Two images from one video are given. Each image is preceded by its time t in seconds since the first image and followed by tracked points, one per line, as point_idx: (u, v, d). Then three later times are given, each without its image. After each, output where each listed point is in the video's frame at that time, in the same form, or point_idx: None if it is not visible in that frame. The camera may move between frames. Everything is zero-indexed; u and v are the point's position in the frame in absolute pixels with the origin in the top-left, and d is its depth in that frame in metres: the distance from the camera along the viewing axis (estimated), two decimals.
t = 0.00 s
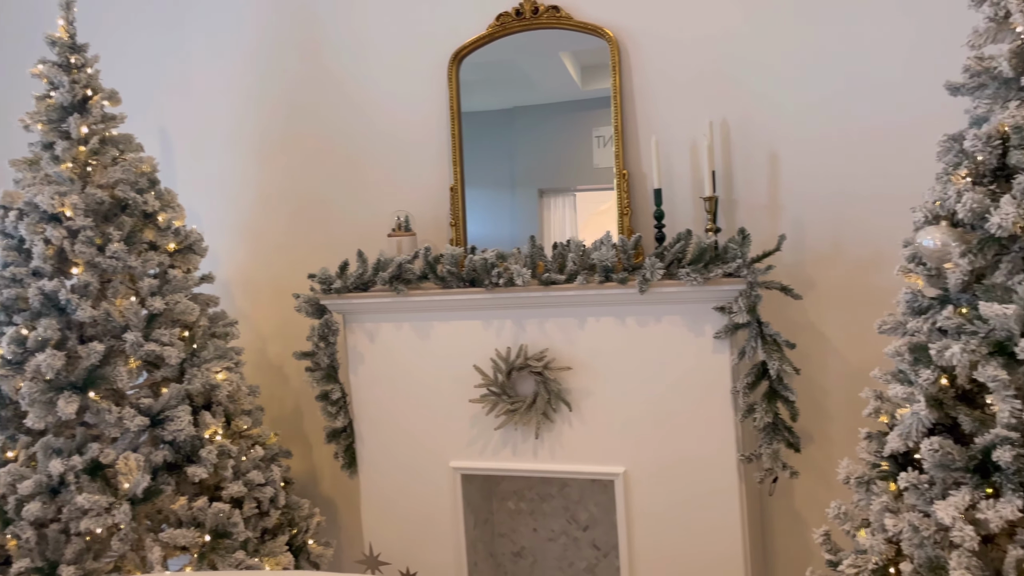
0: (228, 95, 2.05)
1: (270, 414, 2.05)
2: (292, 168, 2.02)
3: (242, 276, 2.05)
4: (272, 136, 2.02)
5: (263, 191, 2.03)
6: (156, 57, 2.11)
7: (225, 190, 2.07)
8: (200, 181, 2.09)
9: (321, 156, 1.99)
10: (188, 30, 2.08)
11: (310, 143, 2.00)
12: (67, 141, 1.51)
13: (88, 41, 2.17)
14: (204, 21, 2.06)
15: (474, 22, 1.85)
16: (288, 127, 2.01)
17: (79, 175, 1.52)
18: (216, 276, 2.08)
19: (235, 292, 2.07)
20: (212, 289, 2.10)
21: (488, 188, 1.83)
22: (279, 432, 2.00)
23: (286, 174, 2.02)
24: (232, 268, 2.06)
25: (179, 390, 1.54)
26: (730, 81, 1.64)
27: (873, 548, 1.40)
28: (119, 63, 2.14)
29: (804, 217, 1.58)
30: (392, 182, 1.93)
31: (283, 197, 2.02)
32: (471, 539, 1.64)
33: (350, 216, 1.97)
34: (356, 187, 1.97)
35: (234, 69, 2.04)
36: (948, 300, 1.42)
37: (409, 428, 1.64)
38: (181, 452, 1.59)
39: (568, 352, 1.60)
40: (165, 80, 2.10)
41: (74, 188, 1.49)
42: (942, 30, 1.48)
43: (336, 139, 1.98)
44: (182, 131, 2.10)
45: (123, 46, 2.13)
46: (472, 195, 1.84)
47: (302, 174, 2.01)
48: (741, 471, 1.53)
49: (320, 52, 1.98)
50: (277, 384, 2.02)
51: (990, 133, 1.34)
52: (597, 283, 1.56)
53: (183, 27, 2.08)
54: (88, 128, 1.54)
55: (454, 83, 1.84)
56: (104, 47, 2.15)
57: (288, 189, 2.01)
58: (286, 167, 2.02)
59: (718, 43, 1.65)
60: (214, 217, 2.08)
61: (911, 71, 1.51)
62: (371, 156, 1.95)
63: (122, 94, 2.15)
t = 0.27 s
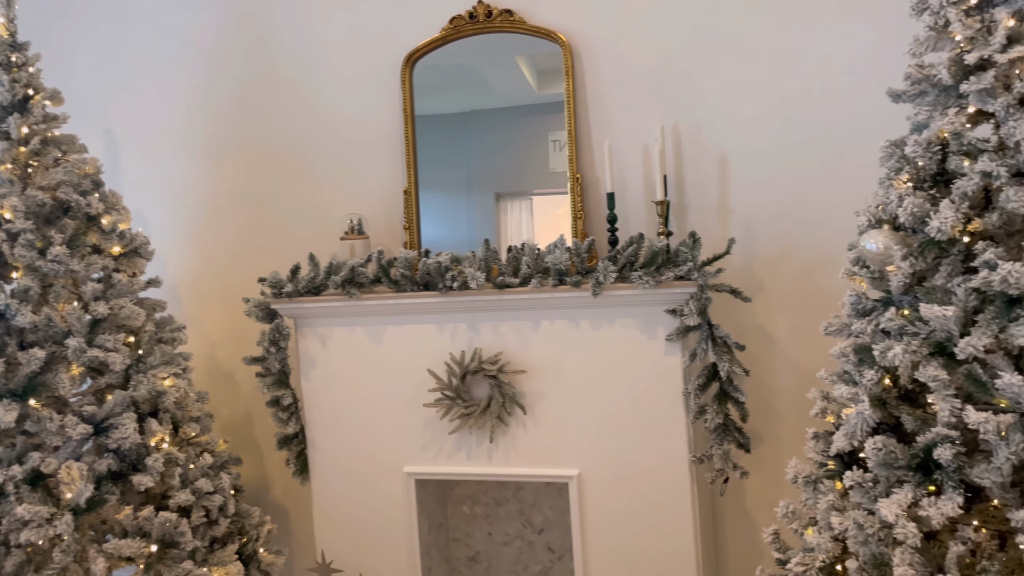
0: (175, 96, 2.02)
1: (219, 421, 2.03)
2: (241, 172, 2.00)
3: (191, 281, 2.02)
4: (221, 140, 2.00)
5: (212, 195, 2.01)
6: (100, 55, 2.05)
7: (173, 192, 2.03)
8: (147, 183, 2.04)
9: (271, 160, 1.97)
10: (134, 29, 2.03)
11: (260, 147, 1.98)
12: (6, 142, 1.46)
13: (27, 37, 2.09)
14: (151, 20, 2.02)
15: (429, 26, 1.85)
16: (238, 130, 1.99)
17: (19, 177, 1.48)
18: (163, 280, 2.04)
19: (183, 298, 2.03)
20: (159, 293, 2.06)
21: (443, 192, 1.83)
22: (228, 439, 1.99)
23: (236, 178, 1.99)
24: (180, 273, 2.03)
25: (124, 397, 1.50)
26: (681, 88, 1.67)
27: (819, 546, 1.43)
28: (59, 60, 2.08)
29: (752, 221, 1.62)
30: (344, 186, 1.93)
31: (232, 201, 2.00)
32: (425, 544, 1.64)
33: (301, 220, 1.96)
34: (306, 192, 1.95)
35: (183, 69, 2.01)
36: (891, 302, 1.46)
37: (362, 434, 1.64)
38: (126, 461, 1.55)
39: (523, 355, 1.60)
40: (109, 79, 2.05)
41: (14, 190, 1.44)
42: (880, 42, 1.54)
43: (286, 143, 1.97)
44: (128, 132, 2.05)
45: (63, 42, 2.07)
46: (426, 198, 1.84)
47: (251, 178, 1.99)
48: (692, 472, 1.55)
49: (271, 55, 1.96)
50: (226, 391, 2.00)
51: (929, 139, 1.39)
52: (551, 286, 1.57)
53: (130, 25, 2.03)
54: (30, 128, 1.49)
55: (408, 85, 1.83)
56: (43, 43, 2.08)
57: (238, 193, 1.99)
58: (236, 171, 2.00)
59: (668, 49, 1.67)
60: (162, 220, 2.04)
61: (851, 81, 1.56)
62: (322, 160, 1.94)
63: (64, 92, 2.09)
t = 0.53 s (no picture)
0: (124, 99, 1.99)
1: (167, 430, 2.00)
2: (194, 177, 1.99)
3: (141, 287, 1.99)
4: (172, 144, 1.99)
5: (162, 199, 1.99)
6: (36, 53, 1.96)
7: (120, 197, 1.99)
8: (91, 187, 1.99)
9: (225, 165, 1.97)
10: (79, 30, 1.98)
11: (214, 152, 1.98)
12: None
13: None
14: (97, 21, 1.98)
15: (385, 32, 1.86)
16: (191, 136, 1.99)
17: None
18: (109, 287, 1.99)
19: (131, 305, 1.99)
20: (105, 301, 2.01)
21: (398, 197, 1.83)
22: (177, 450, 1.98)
23: (187, 182, 1.98)
24: (128, 279, 1.99)
25: (68, 406, 1.46)
26: (633, 96, 1.70)
27: (770, 548, 1.45)
28: None
29: (703, 227, 1.65)
30: (298, 192, 1.93)
31: (185, 206, 1.99)
32: (380, 552, 1.64)
33: (255, 225, 1.96)
34: (259, 197, 1.95)
35: (132, 73, 1.99)
36: (837, 307, 1.49)
37: (314, 441, 1.64)
38: (69, 473, 1.51)
39: (478, 361, 1.60)
40: (49, 79, 1.98)
41: None
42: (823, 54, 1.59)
43: (240, 148, 1.97)
44: (70, 134, 1.99)
45: None
46: (380, 203, 1.83)
47: (205, 183, 1.98)
48: (647, 476, 1.57)
49: (225, 61, 1.97)
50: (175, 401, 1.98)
51: (873, 148, 1.42)
52: (506, 292, 1.58)
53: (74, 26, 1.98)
54: None
55: (361, 89, 1.83)
56: None
57: (191, 198, 1.98)
58: (188, 175, 1.99)
59: (620, 57, 1.70)
60: (108, 225, 1.99)
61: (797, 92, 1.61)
62: (276, 165, 1.94)
63: None
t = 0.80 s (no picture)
0: (68, 105, 1.96)
1: (116, 442, 1.98)
2: (145, 185, 1.98)
3: (86, 297, 1.96)
4: (117, 151, 1.96)
5: (110, 207, 1.96)
6: None
7: (63, 204, 1.95)
8: (31, 193, 1.94)
9: (176, 173, 1.96)
10: (21, 32, 1.94)
11: (164, 159, 1.96)
12: None
13: None
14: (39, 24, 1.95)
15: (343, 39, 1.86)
16: (140, 143, 1.96)
17: None
18: (54, 297, 1.96)
19: (76, 315, 1.96)
20: (50, 312, 1.98)
21: (356, 206, 1.82)
22: (124, 463, 1.96)
23: (134, 190, 1.96)
24: (73, 289, 1.96)
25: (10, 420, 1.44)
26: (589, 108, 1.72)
27: (722, 554, 1.46)
28: None
29: (659, 236, 1.67)
30: (249, 199, 1.92)
31: (133, 214, 1.97)
32: (335, 564, 1.63)
33: (205, 234, 1.95)
34: (207, 205, 1.94)
35: (76, 78, 1.96)
36: (786, 315, 1.52)
37: (269, 453, 1.62)
38: (12, 489, 1.47)
39: (434, 371, 1.61)
40: None
41: None
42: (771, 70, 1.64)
43: (190, 155, 1.95)
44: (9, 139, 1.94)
45: None
46: (335, 211, 1.82)
47: (151, 190, 1.96)
48: (602, 483, 1.58)
49: (173, 66, 1.95)
50: (123, 414, 1.96)
51: (820, 159, 1.45)
52: (463, 300, 1.58)
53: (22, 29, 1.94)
54: None
55: (316, 97, 1.83)
56: None
57: (140, 206, 1.96)
58: (134, 183, 1.97)
59: (574, 68, 1.72)
60: (50, 233, 1.95)
61: (746, 106, 1.65)
62: (228, 172, 1.93)
63: None
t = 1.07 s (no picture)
0: (19, 123, 2.07)
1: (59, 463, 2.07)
2: (86, 199, 2.07)
3: (30, 309, 2.06)
4: (64, 167, 2.07)
5: (55, 220, 2.06)
6: None
7: (13, 219, 2.07)
8: None
9: (119, 188, 2.06)
10: None
11: (116, 175, 2.06)
12: None
13: None
14: None
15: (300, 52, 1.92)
16: (85, 159, 2.07)
17: None
18: None
19: (20, 325, 2.07)
20: None
21: (313, 217, 1.85)
22: (68, 483, 2.03)
23: (79, 205, 2.06)
24: (18, 301, 2.06)
25: None
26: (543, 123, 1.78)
27: (677, 565, 1.46)
28: None
29: (614, 249, 1.73)
30: (197, 214, 2.03)
31: (76, 228, 2.06)
32: None
33: (147, 248, 2.05)
34: (150, 220, 2.05)
35: (27, 98, 2.07)
36: (738, 327, 1.53)
37: (220, 469, 1.61)
38: None
39: (390, 386, 1.60)
40: None
41: None
42: (717, 92, 1.71)
43: (140, 171, 2.05)
44: None
45: None
46: (288, 221, 1.86)
47: (95, 205, 2.06)
48: (558, 496, 1.59)
49: (120, 87, 2.06)
50: (69, 429, 2.05)
51: (770, 174, 1.47)
52: (418, 314, 1.57)
53: None
54: None
55: (270, 108, 1.87)
56: None
57: (82, 220, 2.06)
58: (78, 197, 2.07)
59: (525, 83, 1.80)
60: None
61: (694, 125, 1.72)
62: (176, 188, 2.04)
63: None
